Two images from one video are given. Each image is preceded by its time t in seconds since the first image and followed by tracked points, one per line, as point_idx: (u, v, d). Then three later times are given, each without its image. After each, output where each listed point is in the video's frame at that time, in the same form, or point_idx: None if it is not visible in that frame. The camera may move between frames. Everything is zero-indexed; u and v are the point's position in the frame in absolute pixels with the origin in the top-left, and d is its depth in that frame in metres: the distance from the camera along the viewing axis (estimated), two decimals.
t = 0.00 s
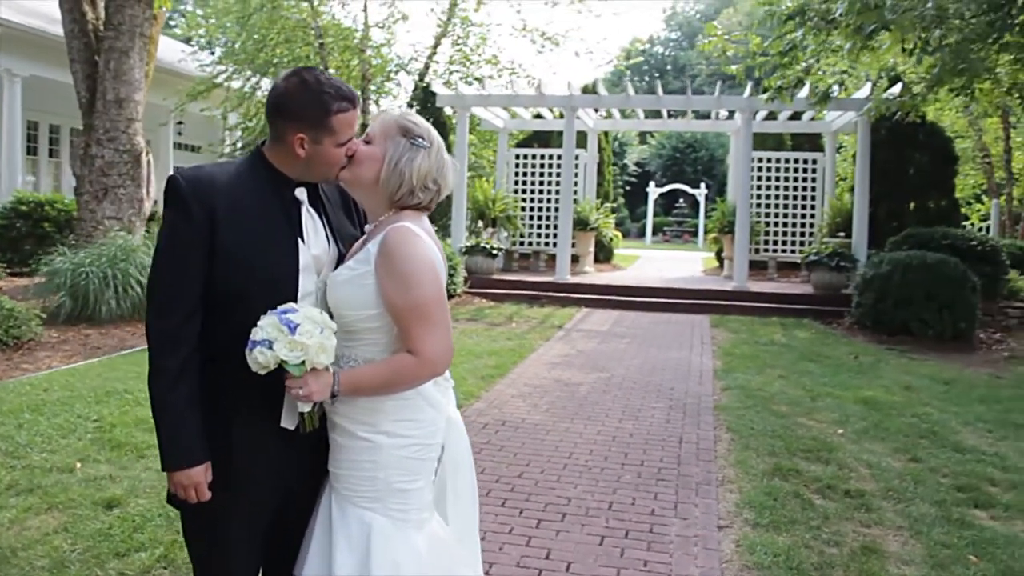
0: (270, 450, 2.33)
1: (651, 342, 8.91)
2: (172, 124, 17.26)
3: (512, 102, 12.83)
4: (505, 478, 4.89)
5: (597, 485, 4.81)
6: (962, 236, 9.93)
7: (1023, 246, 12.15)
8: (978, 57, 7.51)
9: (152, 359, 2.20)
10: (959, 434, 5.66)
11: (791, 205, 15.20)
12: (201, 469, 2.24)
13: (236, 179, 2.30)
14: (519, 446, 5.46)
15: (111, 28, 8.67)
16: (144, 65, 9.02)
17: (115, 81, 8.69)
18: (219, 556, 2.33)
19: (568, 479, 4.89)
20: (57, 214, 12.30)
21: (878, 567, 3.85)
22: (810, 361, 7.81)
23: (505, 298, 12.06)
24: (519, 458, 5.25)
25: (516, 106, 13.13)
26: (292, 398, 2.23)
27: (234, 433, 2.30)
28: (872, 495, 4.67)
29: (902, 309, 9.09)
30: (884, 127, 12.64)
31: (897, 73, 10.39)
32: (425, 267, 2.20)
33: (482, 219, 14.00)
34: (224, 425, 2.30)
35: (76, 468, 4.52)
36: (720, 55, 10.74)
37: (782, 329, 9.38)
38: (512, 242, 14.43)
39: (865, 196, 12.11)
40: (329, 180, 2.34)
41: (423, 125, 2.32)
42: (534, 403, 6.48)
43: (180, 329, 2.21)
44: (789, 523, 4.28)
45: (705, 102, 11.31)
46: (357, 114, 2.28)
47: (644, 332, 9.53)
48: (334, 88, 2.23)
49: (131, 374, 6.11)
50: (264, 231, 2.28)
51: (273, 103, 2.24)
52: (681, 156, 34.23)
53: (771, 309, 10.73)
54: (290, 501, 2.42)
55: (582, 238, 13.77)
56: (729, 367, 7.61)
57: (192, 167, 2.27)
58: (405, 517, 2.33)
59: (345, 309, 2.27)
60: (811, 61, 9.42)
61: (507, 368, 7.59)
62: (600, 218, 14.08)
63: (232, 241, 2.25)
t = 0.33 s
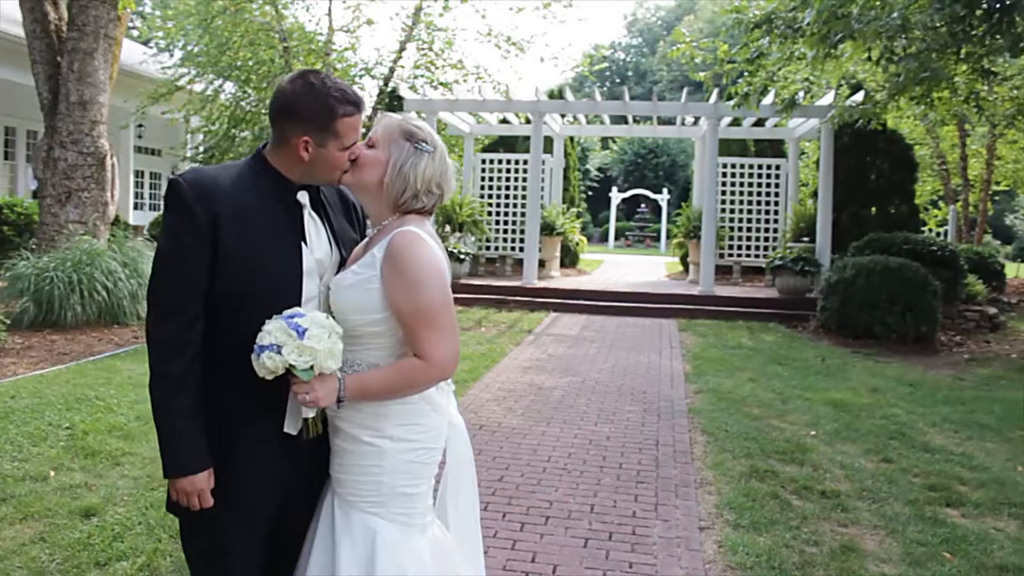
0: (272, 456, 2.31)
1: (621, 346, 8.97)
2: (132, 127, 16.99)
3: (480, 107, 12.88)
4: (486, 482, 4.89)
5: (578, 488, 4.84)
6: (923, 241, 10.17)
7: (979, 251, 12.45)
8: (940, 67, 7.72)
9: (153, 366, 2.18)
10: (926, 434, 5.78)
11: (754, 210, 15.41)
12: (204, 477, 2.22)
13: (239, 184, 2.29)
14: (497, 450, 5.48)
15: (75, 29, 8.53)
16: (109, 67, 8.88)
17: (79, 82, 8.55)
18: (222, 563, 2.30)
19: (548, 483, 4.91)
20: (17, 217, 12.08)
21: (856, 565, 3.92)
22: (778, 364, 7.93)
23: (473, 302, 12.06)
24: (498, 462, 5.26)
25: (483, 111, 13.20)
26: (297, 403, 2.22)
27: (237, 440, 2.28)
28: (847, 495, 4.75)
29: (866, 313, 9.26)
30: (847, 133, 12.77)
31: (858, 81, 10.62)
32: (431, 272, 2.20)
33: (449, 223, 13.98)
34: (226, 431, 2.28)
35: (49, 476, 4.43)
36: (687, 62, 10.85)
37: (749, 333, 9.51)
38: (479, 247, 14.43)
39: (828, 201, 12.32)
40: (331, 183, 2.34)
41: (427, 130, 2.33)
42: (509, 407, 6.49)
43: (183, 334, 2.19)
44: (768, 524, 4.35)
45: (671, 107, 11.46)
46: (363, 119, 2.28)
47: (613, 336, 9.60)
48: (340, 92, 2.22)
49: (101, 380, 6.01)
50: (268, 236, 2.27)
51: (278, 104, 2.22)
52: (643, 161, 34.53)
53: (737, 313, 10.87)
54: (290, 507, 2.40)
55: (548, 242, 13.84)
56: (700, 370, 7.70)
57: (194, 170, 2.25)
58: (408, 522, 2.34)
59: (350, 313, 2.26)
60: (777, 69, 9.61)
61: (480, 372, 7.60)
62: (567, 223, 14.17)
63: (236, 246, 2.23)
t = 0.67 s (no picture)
0: (272, 462, 2.29)
1: (591, 349, 9.02)
2: (91, 127, 16.70)
3: (446, 109, 12.89)
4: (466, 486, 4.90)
5: (558, 491, 4.86)
6: (885, 244, 10.40)
7: (937, 254, 12.73)
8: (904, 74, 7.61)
9: (154, 373, 2.15)
10: (894, 434, 5.90)
11: (717, 213, 15.59)
12: (205, 485, 2.20)
13: (239, 189, 2.27)
14: (475, 454, 5.47)
15: (36, 28, 8.35)
16: (71, 67, 8.74)
17: (40, 82, 8.38)
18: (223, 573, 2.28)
19: (528, 486, 4.92)
20: None
21: (836, 563, 3.98)
22: (746, 366, 8.03)
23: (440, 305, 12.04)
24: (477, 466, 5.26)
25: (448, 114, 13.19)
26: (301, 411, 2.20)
27: (238, 447, 2.26)
28: (821, 495, 4.83)
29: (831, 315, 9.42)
30: (810, 138, 13.00)
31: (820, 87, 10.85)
32: (436, 279, 2.20)
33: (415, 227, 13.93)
34: (226, 438, 2.26)
35: (22, 486, 4.34)
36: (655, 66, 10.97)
37: (716, 335, 9.61)
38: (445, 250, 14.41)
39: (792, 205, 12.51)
40: (333, 190, 2.33)
41: (429, 137, 2.33)
42: (485, 410, 6.50)
43: (184, 341, 2.16)
44: (747, 524, 4.40)
45: (637, 112, 11.57)
46: (366, 125, 2.27)
47: (583, 339, 9.65)
48: (344, 98, 2.22)
49: (70, 387, 5.89)
50: (268, 241, 2.25)
51: (281, 110, 2.21)
52: (605, 164, 34.77)
53: (703, 316, 10.99)
54: (290, 514, 2.39)
55: (514, 245, 13.88)
56: (671, 373, 7.77)
57: (194, 176, 2.23)
58: (411, 529, 2.35)
59: (353, 320, 2.25)
60: (744, 75, 9.81)
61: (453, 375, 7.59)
62: (532, 226, 14.22)
63: (237, 251, 2.21)
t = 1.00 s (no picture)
0: (275, 467, 2.28)
1: (563, 349, 9.05)
2: (50, 127, 16.39)
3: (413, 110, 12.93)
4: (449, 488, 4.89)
5: (541, 492, 4.88)
6: (849, 243, 10.60)
7: (899, 252, 12.99)
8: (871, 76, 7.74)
9: (157, 380, 2.12)
10: (866, 431, 6.02)
11: (682, 213, 15.74)
12: (210, 494, 2.17)
13: (242, 194, 2.25)
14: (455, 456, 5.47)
15: None
16: (33, 66, 8.57)
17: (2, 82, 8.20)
18: None
19: (511, 488, 4.93)
20: None
21: (817, 559, 4.05)
22: (718, 364, 8.12)
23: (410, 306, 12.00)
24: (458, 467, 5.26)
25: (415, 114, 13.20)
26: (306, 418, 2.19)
27: (242, 456, 2.24)
28: (799, 491, 4.91)
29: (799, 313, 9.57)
30: (775, 138, 13.17)
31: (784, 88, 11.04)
32: (441, 285, 2.21)
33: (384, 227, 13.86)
34: (230, 446, 2.24)
35: None
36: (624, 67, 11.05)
37: (686, 334, 9.71)
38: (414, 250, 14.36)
39: (758, 205, 12.68)
40: (335, 195, 2.32)
41: (432, 142, 2.33)
42: (462, 412, 6.50)
43: (187, 348, 2.14)
44: (729, 522, 4.46)
45: (605, 112, 11.64)
46: (370, 132, 2.27)
47: (554, 339, 9.68)
48: (348, 103, 2.20)
49: (41, 393, 5.78)
50: (271, 246, 2.24)
51: (284, 115, 2.20)
52: (569, 164, 34.96)
53: (672, 315, 11.10)
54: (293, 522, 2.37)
55: (482, 246, 13.89)
56: (644, 372, 7.84)
57: (195, 180, 2.21)
58: (417, 534, 2.35)
59: (357, 326, 2.25)
60: (712, 76, 9.96)
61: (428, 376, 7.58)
62: (500, 227, 14.24)
63: (241, 257, 2.19)
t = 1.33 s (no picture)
0: (283, 469, 2.27)
1: (540, 345, 9.07)
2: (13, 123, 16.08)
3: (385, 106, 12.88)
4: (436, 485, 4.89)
5: (528, 488, 4.89)
6: (820, 238, 10.79)
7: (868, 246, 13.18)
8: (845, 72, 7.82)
9: (166, 382, 2.10)
10: (844, 423, 6.12)
11: (653, 208, 15.85)
12: (219, 497, 2.15)
13: (247, 194, 2.23)
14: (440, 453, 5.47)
15: None
16: None
17: None
18: None
19: (498, 484, 4.94)
20: None
21: (805, 550, 4.11)
22: (694, 359, 8.19)
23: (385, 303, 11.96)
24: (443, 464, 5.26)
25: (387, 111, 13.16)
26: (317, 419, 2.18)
27: (251, 459, 2.23)
28: (782, 484, 4.98)
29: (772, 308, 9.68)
30: (745, 134, 13.30)
31: (755, 83, 11.14)
32: (452, 285, 2.22)
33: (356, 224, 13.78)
34: (238, 449, 2.22)
35: None
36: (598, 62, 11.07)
37: (661, 329, 9.79)
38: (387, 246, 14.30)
39: (729, 200, 12.79)
40: (342, 194, 2.31)
41: (438, 141, 2.34)
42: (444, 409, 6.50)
43: (196, 350, 2.11)
44: (715, 515, 4.51)
45: (578, 108, 11.65)
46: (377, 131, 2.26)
47: (531, 335, 9.70)
48: (356, 102, 2.19)
49: (16, 395, 5.69)
50: (278, 246, 2.22)
51: (290, 114, 2.18)
52: (537, 159, 35.06)
53: (646, 310, 11.18)
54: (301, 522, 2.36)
55: (455, 242, 13.87)
56: (622, 367, 7.90)
57: (200, 181, 2.18)
58: (426, 533, 2.36)
59: (368, 326, 2.26)
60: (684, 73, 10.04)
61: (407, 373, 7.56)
62: (473, 223, 14.23)
63: (249, 258, 2.17)
